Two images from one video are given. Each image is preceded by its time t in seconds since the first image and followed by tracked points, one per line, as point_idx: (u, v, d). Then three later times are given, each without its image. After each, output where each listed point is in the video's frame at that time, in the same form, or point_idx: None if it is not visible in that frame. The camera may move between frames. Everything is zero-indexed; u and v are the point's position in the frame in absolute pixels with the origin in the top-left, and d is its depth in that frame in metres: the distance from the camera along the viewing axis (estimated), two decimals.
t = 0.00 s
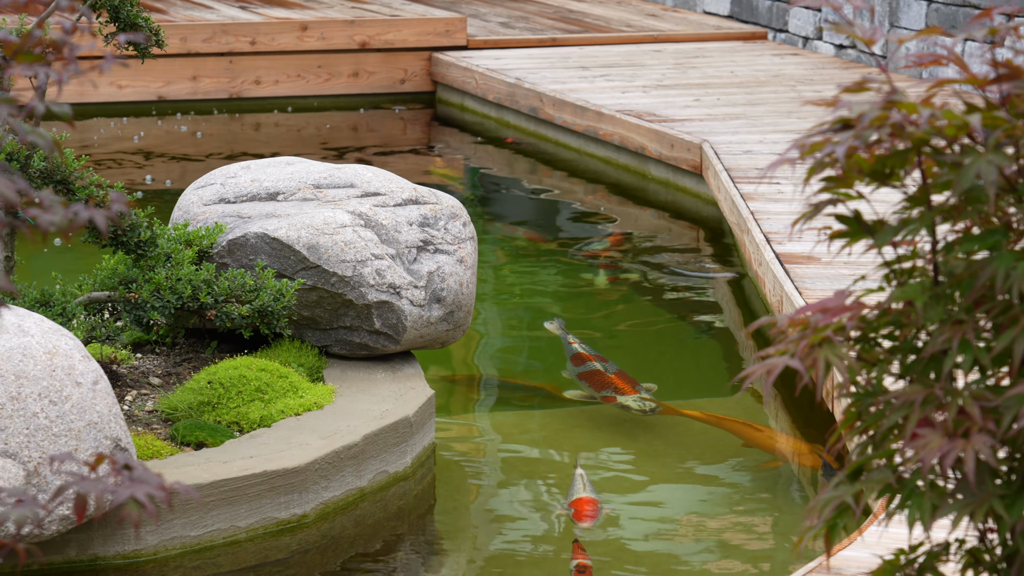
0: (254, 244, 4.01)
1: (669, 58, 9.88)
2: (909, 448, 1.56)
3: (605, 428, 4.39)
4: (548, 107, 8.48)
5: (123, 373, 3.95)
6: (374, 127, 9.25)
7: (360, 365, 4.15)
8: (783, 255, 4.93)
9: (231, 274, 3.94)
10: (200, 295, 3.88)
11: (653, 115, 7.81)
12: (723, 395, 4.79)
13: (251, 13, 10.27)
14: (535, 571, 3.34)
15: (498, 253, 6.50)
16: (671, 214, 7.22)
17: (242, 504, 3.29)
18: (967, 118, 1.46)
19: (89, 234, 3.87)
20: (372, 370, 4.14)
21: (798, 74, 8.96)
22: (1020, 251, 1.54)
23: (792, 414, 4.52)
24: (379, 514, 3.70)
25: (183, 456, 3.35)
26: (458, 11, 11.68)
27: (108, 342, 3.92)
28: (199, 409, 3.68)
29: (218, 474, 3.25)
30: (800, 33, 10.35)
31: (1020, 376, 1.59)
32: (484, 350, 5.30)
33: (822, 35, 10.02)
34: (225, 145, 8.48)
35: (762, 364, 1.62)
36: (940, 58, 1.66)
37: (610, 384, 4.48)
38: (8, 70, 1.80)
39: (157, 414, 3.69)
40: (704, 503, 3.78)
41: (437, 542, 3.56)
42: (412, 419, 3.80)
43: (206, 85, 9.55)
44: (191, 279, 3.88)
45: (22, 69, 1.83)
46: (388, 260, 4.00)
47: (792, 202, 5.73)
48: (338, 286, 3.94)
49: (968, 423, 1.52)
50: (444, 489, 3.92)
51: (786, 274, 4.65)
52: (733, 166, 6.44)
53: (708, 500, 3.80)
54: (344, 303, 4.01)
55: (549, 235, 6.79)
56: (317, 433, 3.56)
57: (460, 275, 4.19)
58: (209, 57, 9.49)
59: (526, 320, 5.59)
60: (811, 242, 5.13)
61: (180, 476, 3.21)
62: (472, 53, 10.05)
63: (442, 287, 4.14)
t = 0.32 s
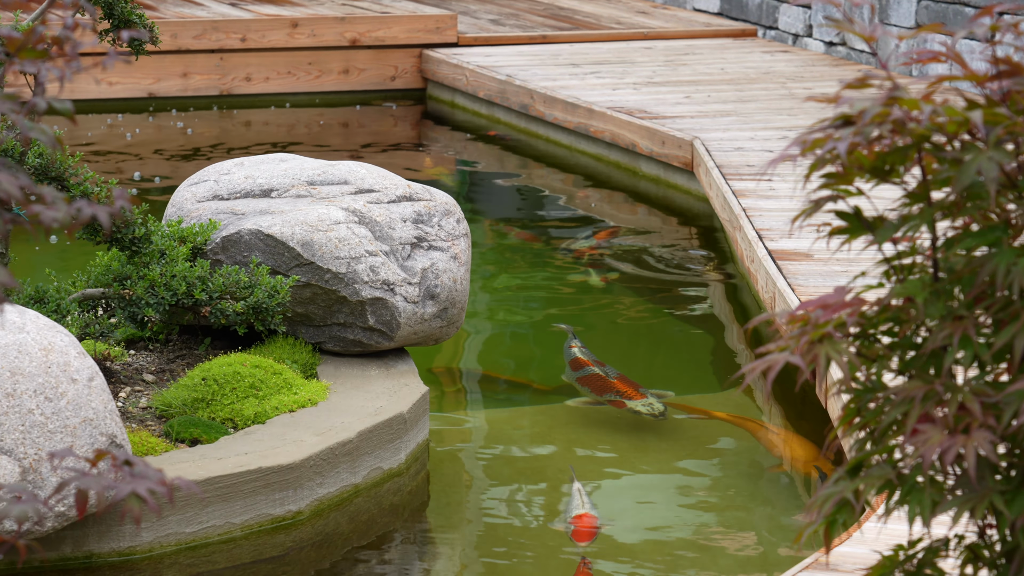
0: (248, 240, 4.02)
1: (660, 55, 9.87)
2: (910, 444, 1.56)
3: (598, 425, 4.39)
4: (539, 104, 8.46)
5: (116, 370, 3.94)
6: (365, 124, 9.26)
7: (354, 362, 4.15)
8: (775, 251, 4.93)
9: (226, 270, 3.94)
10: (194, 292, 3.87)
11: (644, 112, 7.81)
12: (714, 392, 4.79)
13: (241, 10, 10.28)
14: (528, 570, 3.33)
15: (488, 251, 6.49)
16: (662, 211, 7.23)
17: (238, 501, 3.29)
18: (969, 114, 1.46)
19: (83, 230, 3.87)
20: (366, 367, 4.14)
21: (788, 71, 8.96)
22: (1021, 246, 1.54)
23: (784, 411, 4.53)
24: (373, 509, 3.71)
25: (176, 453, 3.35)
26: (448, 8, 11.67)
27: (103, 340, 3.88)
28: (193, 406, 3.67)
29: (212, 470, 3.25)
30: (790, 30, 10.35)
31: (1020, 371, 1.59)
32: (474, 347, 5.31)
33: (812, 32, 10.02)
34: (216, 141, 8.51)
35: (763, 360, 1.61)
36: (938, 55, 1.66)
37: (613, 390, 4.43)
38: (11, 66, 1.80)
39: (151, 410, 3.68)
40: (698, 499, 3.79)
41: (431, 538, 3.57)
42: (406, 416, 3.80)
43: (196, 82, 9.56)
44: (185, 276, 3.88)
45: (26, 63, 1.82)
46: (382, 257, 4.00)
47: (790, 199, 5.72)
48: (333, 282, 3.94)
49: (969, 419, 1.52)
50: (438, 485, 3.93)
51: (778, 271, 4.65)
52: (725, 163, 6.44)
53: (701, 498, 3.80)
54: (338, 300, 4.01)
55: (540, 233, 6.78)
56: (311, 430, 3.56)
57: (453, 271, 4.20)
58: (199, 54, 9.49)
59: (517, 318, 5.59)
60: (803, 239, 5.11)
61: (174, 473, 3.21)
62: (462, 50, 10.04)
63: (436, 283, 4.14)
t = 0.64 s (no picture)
0: (241, 237, 4.01)
1: (649, 53, 9.88)
2: (908, 440, 1.57)
3: (590, 423, 4.40)
4: (529, 102, 8.46)
5: (109, 368, 3.93)
6: (354, 121, 9.26)
7: (346, 359, 4.16)
8: (766, 249, 4.93)
9: (220, 267, 3.94)
10: (188, 289, 3.87)
11: (634, 110, 7.81)
12: (706, 389, 4.79)
13: (230, 7, 10.26)
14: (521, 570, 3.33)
15: (478, 248, 6.48)
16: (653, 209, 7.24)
17: (232, 498, 3.29)
18: (970, 110, 1.46)
19: (76, 227, 3.86)
20: (359, 364, 4.14)
21: (777, 69, 8.97)
22: (1020, 243, 1.54)
23: (776, 408, 4.54)
24: (366, 506, 3.71)
25: (170, 450, 3.35)
26: (437, 6, 11.65)
27: (95, 335, 4.02)
28: (186, 403, 3.67)
29: (206, 468, 3.25)
30: (779, 28, 10.35)
31: (1018, 368, 1.60)
32: (463, 344, 5.31)
33: (800, 30, 10.03)
34: (205, 138, 8.52)
35: (762, 356, 1.61)
36: (935, 52, 1.65)
37: (620, 394, 4.33)
38: (15, 65, 1.82)
39: (144, 407, 3.68)
40: (691, 497, 3.80)
41: (423, 536, 3.58)
42: (399, 413, 3.80)
43: (185, 80, 9.57)
44: (179, 273, 3.87)
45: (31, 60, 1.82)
46: (375, 254, 4.00)
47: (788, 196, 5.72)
48: (325, 279, 3.94)
49: (968, 414, 1.52)
50: (430, 482, 3.93)
51: (770, 269, 4.66)
52: (715, 161, 6.44)
53: (694, 496, 3.81)
54: (331, 297, 4.01)
55: (530, 231, 6.76)
56: (305, 427, 3.56)
57: (447, 268, 4.20)
58: (188, 51, 9.47)
59: (507, 316, 5.59)
60: (794, 237, 5.12)
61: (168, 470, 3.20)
62: (452, 47, 10.02)
63: (428, 280, 4.15)
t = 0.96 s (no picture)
0: (233, 235, 4.00)
1: (638, 51, 9.88)
2: (906, 436, 1.57)
3: (582, 421, 4.41)
4: (519, 100, 8.46)
5: (101, 365, 3.92)
6: (343, 119, 9.26)
7: (338, 356, 4.16)
8: (757, 246, 4.94)
9: (212, 265, 3.93)
10: (180, 286, 3.87)
11: (624, 108, 7.81)
12: (696, 386, 4.80)
13: (219, 5, 10.23)
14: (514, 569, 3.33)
15: (468, 246, 6.48)
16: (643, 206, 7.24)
17: (225, 496, 3.30)
18: (968, 106, 1.46)
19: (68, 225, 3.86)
20: (351, 361, 4.14)
21: (767, 67, 8.98)
22: (1018, 240, 1.54)
23: (768, 406, 4.55)
24: (359, 502, 3.71)
25: (163, 447, 3.34)
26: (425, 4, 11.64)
27: (87, 334, 4.01)
28: (179, 401, 3.67)
29: (199, 465, 3.24)
30: (768, 27, 10.36)
31: (1015, 364, 1.61)
32: (453, 342, 5.32)
33: (789, 28, 10.04)
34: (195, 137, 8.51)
35: (761, 352, 1.61)
36: (931, 49, 1.65)
37: (623, 398, 4.30)
38: (13, 59, 1.79)
39: (137, 405, 3.68)
40: (684, 493, 3.81)
41: (416, 533, 3.58)
42: (392, 411, 3.80)
43: (175, 78, 9.55)
44: (172, 271, 3.87)
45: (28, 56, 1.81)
46: (367, 252, 4.00)
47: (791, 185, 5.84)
48: (318, 276, 3.94)
49: (966, 410, 1.52)
50: (422, 479, 3.94)
51: (761, 266, 4.67)
52: (705, 158, 6.45)
53: (685, 493, 3.81)
54: (323, 295, 4.01)
55: (519, 229, 6.76)
56: (298, 424, 3.56)
57: (439, 266, 4.20)
58: (177, 49, 9.46)
59: (499, 314, 5.59)
60: (784, 234, 5.13)
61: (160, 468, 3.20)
62: (442, 46, 10.02)
63: (420, 278, 4.15)
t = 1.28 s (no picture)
0: (226, 234, 3.99)
1: (628, 49, 9.89)
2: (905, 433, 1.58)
3: (573, 419, 4.42)
4: (508, 99, 8.46)
5: (94, 364, 3.92)
6: (332, 118, 9.25)
7: (331, 355, 4.16)
8: (749, 244, 4.94)
9: (205, 264, 3.93)
10: (173, 285, 3.87)
11: (614, 106, 7.80)
12: (688, 384, 4.81)
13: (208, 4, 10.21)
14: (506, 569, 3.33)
15: (458, 245, 6.47)
16: (634, 204, 7.25)
17: (219, 494, 3.29)
18: (966, 104, 1.46)
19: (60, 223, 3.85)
20: (344, 359, 4.14)
21: (756, 65, 9.00)
22: (1016, 236, 1.54)
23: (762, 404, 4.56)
24: (353, 500, 3.71)
25: (157, 445, 3.34)
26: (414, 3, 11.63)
27: (79, 332, 3.94)
28: (172, 399, 3.67)
29: (193, 463, 3.24)
30: (757, 25, 10.38)
31: (1012, 360, 1.61)
32: (446, 340, 5.31)
33: (778, 26, 10.06)
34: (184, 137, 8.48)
35: (757, 350, 1.62)
36: (927, 45, 1.65)
37: (629, 402, 4.28)
38: (10, 57, 1.78)
39: (130, 403, 3.67)
40: (677, 491, 3.81)
41: (408, 532, 3.58)
42: (385, 408, 3.80)
43: (164, 77, 9.51)
44: (165, 269, 3.87)
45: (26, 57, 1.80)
46: (360, 250, 4.00)
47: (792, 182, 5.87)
48: (311, 275, 3.94)
49: (964, 407, 1.52)
50: (415, 477, 3.94)
51: (753, 264, 4.67)
52: (696, 157, 6.45)
53: (677, 491, 3.81)
54: (316, 293, 4.00)
55: (510, 227, 6.76)
56: (293, 423, 3.55)
57: (431, 264, 4.20)
58: (166, 48, 9.42)
59: (490, 313, 5.59)
60: (775, 232, 5.13)
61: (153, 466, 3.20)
62: (431, 44, 10.01)
63: (413, 276, 4.14)
